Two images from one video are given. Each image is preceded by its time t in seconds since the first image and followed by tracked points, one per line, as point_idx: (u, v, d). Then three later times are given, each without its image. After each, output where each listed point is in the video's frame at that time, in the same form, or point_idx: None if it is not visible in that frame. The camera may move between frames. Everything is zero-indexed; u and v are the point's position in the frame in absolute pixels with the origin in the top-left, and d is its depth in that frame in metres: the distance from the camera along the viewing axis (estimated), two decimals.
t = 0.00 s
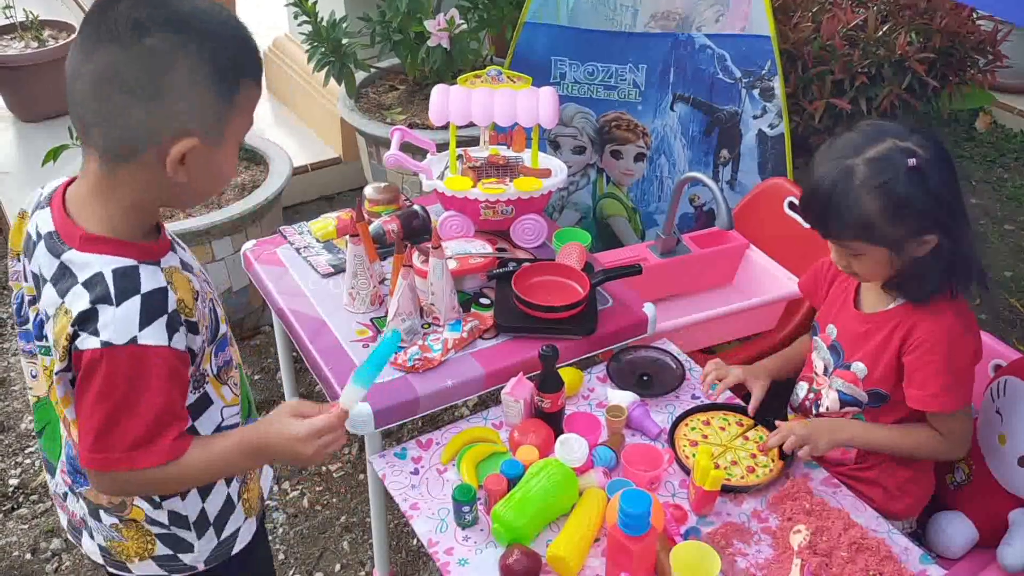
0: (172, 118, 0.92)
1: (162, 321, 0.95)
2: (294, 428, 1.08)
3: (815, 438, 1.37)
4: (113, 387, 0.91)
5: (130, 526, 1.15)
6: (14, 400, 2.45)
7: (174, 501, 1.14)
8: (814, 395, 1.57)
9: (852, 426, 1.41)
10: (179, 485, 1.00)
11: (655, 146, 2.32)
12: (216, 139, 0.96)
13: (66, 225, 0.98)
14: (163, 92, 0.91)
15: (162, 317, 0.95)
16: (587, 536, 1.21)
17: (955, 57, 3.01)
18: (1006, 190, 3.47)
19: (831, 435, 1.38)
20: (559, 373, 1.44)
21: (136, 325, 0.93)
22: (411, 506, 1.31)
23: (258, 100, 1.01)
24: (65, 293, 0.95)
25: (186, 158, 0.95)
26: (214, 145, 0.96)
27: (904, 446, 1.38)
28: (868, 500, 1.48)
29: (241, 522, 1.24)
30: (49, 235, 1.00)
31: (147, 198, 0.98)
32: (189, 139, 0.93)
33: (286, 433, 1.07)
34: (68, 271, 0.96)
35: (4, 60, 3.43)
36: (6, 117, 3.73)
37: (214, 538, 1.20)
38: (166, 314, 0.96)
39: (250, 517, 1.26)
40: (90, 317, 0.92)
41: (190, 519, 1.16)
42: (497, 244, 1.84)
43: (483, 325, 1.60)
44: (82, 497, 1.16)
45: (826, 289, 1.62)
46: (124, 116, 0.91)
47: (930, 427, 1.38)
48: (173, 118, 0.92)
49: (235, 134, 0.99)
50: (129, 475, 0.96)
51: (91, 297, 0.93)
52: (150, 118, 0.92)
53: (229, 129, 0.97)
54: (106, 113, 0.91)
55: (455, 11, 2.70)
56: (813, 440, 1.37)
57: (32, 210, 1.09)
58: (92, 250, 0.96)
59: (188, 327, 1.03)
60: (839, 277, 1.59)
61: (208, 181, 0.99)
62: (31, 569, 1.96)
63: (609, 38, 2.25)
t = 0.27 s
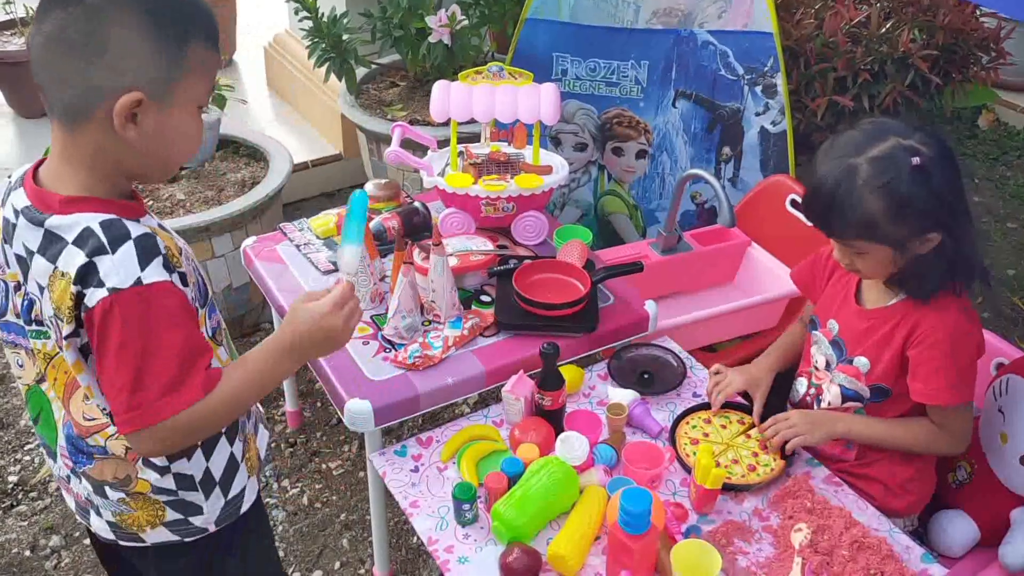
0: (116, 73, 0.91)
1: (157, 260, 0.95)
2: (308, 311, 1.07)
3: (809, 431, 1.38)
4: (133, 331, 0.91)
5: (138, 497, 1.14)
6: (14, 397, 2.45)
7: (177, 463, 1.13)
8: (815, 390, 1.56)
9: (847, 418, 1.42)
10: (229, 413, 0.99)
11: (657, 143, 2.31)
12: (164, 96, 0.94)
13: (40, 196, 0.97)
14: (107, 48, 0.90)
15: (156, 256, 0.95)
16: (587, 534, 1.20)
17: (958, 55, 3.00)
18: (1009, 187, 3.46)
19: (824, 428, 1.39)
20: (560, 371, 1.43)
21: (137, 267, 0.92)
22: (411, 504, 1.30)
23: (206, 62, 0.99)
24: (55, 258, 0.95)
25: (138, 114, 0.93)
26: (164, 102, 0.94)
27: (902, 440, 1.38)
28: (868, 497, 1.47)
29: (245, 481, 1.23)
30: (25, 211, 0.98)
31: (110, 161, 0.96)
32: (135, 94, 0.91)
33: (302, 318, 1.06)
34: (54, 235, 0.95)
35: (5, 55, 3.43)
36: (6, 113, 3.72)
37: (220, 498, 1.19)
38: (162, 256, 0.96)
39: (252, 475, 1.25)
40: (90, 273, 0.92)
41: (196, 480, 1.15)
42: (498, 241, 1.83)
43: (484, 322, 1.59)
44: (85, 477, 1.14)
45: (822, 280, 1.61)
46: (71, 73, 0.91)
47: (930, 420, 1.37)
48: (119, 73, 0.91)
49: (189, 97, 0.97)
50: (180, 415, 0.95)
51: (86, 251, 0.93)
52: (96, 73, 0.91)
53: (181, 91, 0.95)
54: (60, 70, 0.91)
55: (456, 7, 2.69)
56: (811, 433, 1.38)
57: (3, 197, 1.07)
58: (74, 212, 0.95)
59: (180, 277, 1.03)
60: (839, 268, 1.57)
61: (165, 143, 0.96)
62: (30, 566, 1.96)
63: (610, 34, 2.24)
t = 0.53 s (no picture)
0: (112, 67, 0.90)
1: (171, 263, 0.94)
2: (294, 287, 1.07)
3: (805, 425, 1.38)
4: (146, 334, 0.91)
5: (153, 487, 1.14)
6: (14, 394, 2.45)
7: (192, 454, 1.13)
8: (814, 385, 1.56)
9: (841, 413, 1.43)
10: (241, 394, 1.02)
11: (657, 140, 2.32)
12: (165, 89, 0.93)
13: (57, 190, 0.98)
14: (101, 42, 0.90)
15: (169, 259, 0.95)
16: (587, 531, 1.20)
17: (958, 52, 3.00)
18: (1009, 185, 3.46)
19: (820, 422, 1.39)
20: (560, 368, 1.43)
21: (148, 271, 0.92)
22: (410, 501, 1.30)
23: (215, 55, 0.97)
24: (67, 255, 0.95)
25: (138, 108, 0.92)
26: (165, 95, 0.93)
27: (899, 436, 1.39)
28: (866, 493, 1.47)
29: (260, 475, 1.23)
30: (42, 203, 0.99)
31: (118, 155, 0.96)
32: (132, 88, 0.91)
33: (288, 293, 1.06)
34: (67, 232, 0.96)
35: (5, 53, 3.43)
36: (6, 111, 3.72)
37: (237, 490, 1.19)
38: (174, 258, 0.95)
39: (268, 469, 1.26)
40: (101, 274, 0.92)
41: (211, 473, 1.15)
42: (498, 238, 1.83)
43: (484, 319, 1.59)
44: (101, 466, 1.14)
45: (821, 275, 1.62)
46: (69, 68, 0.91)
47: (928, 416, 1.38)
48: (114, 67, 0.90)
49: (194, 86, 0.96)
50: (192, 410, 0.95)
51: (97, 252, 0.93)
52: (90, 69, 0.90)
53: (185, 79, 0.94)
54: (61, 64, 0.92)
55: (456, 5, 2.69)
56: (807, 428, 1.38)
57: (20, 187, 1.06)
58: (89, 210, 0.96)
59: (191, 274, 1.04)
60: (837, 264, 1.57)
61: (170, 134, 0.96)
62: (31, 563, 1.96)
63: (610, 32, 2.24)
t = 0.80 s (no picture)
0: (174, 83, 0.87)
1: (250, 299, 0.93)
2: (333, 289, 1.06)
3: (800, 427, 1.38)
4: (230, 371, 0.90)
5: (214, 501, 1.12)
6: (14, 391, 2.45)
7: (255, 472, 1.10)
8: (810, 382, 1.56)
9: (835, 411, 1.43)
10: (312, 402, 1.05)
11: (656, 137, 2.31)
12: (232, 101, 0.89)
13: (132, 215, 0.94)
14: (160, 58, 0.86)
15: (248, 293, 0.93)
16: (587, 529, 1.20)
17: (958, 50, 3.01)
18: (1008, 182, 3.46)
19: (814, 421, 1.39)
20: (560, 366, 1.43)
21: (230, 305, 0.90)
22: (410, 498, 1.30)
23: (280, 66, 0.92)
24: (141, 283, 0.92)
25: (204, 123, 0.89)
26: (233, 107, 0.89)
27: (896, 435, 1.39)
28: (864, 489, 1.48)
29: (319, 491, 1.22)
30: (115, 224, 0.95)
31: (190, 176, 0.93)
32: (198, 103, 0.87)
33: (330, 298, 1.05)
34: (141, 260, 0.92)
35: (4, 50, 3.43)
36: (6, 108, 3.72)
37: (296, 507, 1.17)
38: (253, 292, 0.94)
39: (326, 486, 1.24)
40: (181, 308, 0.89)
41: (274, 490, 1.13)
42: (498, 236, 1.83)
43: (483, 317, 1.60)
44: (161, 481, 1.11)
45: (818, 270, 1.62)
46: (134, 87, 0.88)
47: (924, 415, 1.38)
48: (173, 84, 0.87)
49: (263, 101, 0.91)
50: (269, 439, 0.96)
51: (176, 288, 0.90)
52: (152, 89, 0.87)
53: (251, 93, 0.90)
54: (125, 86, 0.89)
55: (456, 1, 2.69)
56: (801, 429, 1.38)
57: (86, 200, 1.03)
58: (166, 239, 0.93)
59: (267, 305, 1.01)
60: (835, 257, 1.58)
61: (240, 154, 0.92)
62: (31, 560, 1.96)
63: (610, 29, 2.24)
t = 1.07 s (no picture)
0: (274, 111, 0.82)
1: (341, 323, 0.89)
2: (399, 300, 1.05)
3: (790, 424, 1.39)
4: (325, 397, 0.87)
5: (271, 525, 1.09)
6: (14, 387, 2.45)
7: (318, 496, 1.08)
8: (810, 378, 1.57)
9: (834, 409, 1.42)
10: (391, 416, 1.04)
11: (657, 134, 2.32)
12: (329, 133, 0.85)
13: (209, 241, 0.89)
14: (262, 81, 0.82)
15: (338, 316, 0.90)
16: (586, 526, 1.20)
17: (959, 46, 3.00)
18: (1009, 179, 3.45)
19: (808, 420, 1.39)
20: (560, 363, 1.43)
21: (324, 332, 0.87)
22: (410, 495, 1.30)
23: (377, 98, 0.89)
24: (226, 311, 0.87)
25: (298, 153, 0.84)
26: (329, 139, 0.85)
27: (894, 433, 1.39)
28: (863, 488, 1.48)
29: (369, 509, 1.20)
30: (193, 249, 0.89)
31: (273, 202, 0.88)
32: (297, 132, 0.83)
33: (399, 310, 1.04)
34: (225, 289, 0.87)
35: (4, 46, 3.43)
36: (6, 104, 3.72)
37: (350, 529, 1.14)
38: (341, 315, 0.90)
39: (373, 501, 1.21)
40: (274, 338, 0.85)
41: (332, 513, 1.10)
42: (497, 233, 1.83)
43: (483, 314, 1.60)
44: (213, 506, 1.08)
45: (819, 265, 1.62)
46: (230, 110, 0.83)
47: (921, 414, 1.38)
48: (274, 110, 0.82)
49: (356, 133, 0.87)
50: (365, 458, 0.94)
51: (269, 317, 0.86)
52: (251, 113, 0.82)
53: (348, 126, 0.86)
54: (220, 108, 0.84)
55: None
56: (791, 425, 1.39)
57: (143, 225, 0.98)
58: (251, 265, 0.88)
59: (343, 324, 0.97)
60: (836, 251, 1.58)
61: (326, 187, 0.88)
62: (32, 557, 1.96)
63: (610, 26, 2.24)
